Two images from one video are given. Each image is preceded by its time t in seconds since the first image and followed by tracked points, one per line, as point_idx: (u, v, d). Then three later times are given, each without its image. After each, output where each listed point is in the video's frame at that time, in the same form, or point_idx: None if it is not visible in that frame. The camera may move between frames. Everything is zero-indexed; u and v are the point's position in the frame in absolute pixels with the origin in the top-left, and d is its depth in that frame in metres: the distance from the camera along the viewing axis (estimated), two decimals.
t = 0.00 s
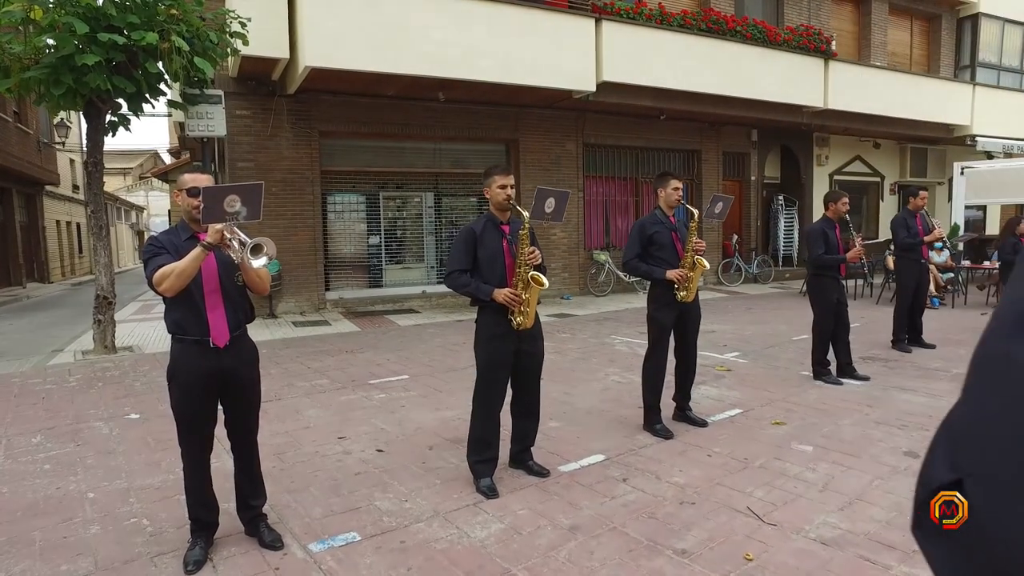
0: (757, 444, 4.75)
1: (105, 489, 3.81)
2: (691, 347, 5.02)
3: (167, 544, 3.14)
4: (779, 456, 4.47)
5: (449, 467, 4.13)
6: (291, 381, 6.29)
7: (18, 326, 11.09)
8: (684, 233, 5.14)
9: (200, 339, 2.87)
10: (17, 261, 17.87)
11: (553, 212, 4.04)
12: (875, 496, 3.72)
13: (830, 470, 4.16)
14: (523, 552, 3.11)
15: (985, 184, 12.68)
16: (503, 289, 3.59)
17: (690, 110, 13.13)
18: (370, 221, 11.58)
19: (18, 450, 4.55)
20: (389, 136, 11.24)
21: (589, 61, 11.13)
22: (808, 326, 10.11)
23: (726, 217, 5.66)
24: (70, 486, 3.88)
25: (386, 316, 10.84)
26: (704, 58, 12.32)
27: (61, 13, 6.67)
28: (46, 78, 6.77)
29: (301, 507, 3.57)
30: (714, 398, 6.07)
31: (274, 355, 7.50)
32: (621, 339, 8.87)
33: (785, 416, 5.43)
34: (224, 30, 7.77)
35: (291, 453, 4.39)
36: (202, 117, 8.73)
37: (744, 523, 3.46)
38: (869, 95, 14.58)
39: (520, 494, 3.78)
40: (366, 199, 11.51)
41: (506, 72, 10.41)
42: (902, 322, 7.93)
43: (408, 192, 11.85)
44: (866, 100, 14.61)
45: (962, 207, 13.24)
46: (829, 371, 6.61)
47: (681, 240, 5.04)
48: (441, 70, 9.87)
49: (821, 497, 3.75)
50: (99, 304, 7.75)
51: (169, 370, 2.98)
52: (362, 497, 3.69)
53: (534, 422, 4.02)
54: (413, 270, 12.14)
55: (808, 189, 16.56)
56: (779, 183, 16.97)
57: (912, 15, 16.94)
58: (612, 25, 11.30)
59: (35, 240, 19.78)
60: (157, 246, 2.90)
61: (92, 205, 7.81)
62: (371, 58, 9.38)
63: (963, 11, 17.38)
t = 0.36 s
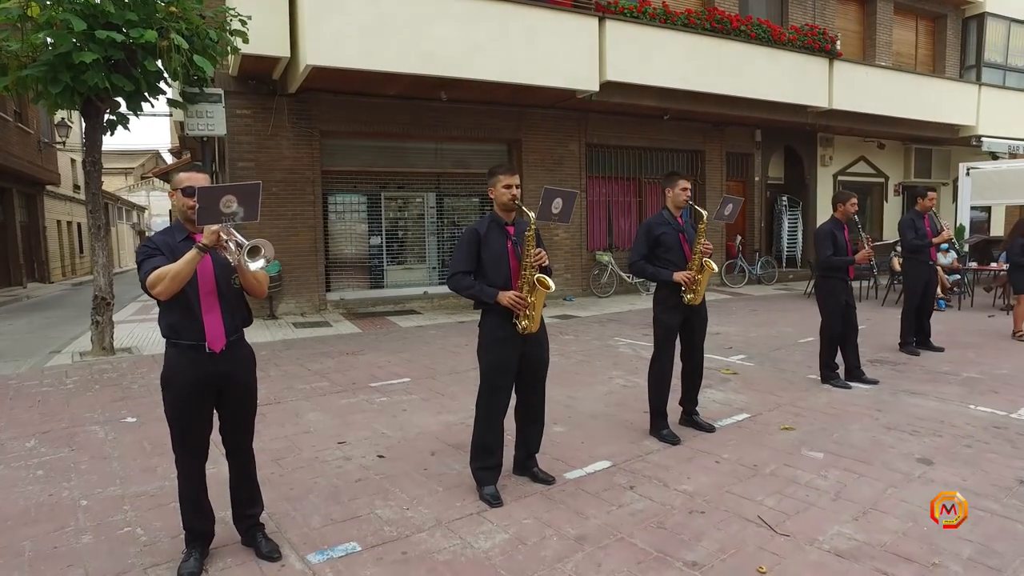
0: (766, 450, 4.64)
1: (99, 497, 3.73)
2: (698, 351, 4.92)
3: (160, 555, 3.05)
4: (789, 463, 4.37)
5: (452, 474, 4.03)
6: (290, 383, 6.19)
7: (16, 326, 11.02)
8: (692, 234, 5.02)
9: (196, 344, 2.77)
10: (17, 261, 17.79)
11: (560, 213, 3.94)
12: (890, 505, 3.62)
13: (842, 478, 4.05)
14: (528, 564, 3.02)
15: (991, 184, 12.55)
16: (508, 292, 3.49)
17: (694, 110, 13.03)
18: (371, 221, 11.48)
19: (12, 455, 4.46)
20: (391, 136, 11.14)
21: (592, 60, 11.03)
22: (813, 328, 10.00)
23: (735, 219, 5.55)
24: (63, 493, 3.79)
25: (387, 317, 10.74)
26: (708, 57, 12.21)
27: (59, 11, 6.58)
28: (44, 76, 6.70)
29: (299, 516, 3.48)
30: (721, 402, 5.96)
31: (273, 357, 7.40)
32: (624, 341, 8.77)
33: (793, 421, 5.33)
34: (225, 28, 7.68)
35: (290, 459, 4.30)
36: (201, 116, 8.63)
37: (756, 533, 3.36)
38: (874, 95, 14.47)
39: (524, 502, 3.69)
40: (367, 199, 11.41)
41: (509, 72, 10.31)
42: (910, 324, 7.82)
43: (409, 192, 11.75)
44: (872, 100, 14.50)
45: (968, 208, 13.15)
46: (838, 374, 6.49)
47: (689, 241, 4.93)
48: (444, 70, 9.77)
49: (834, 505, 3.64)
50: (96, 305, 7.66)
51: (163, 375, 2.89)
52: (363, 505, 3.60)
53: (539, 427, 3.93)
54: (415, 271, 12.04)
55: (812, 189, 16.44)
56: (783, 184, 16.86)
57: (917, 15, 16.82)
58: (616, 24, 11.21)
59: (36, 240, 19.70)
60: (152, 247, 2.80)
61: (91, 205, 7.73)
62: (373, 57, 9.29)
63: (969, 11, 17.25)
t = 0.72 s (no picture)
0: (776, 457, 4.53)
1: (93, 504, 3.64)
2: (707, 355, 4.81)
3: (154, 567, 2.95)
4: (801, 471, 4.26)
5: (455, 482, 3.94)
6: (291, 386, 6.11)
7: (18, 326, 10.98)
8: (701, 236, 4.91)
9: (191, 349, 2.68)
10: (21, 261, 17.78)
11: (566, 215, 3.83)
12: (909, 516, 3.50)
13: (855, 487, 3.94)
14: None
15: (1000, 185, 12.40)
16: (513, 296, 3.39)
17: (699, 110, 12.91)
18: (374, 222, 11.39)
19: (7, 459, 4.38)
20: (393, 136, 11.06)
21: (597, 60, 10.92)
22: (821, 331, 9.88)
23: (744, 222, 5.43)
24: (57, 500, 3.71)
25: (389, 318, 10.65)
26: (714, 57, 12.09)
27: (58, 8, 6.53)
28: (42, 75, 6.63)
29: (298, 525, 3.38)
30: (729, 407, 5.85)
31: (275, 360, 7.32)
32: (630, 344, 8.66)
33: (803, 427, 5.21)
34: (227, 26, 7.60)
35: (290, 465, 4.21)
36: (203, 116, 8.55)
37: (768, 545, 3.25)
38: (881, 95, 14.33)
39: (529, 512, 3.59)
40: (370, 199, 11.33)
41: (511, 71, 10.20)
42: (920, 327, 7.69)
43: (413, 193, 11.67)
44: (879, 100, 14.35)
45: (977, 210, 12.99)
46: (848, 379, 6.37)
47: (697, 243, 4.82)
48: (447, 70, 9.68)
49: (849, 516, 3.54)
50: (96, 307, 7.58)
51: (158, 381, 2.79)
52: (364, 514, 3.50)
53: (545, 435, 3.83)
54: (418, 272, 11.94)
55: (818, 190, 16.31)
56: (789, 185, 16.72)
57: (924, 14, 16.68)
58: (620, 23, 11.10)
59: (39, 240, 19.69)
60: (146, 250, 2.71)
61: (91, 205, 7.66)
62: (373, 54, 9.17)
63: (977, 10, 17.09)
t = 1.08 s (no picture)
0: (799, 463, 4.43)
1: (108, 505, 3.62)
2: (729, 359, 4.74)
3: (168, 571, 2.92)
4: (825, 478, 4.15)
5: (471, 486, 3.88)
6: (306, 387, 6.07)
7: (36, 325, 11.08)
8: (723, 238, 4.82)
9: (206, 351, 2.63)
10: (41, 260, 17.98)
11: (587, 215, 3.76)
12: (940, 528, 3.39)
13: (883, 496, 3.83)
14: None
15: None
16: (531, 298, 3.31)
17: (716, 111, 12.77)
18: (388, 222, 11.37)
19: (23, 459, 4.38)
20: (407, 136, 11.02)
21: (613, 59, 10.81)
22: (841, 333, 9.72)
23: (768, 222, 5.33)
24: (72, 501, 3.69)
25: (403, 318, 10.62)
26: (731, 56, 11.93)
27: (76, 9, 6.56)
28: (60, 75, 6.66)
29: (313, 529, 3.34)
30: (749, 411, 5.74)
31: (289, 360, 7.30)
32: (647, 346, 8.56)
33: (826, 433, 5.10)
34: (242, 26, 7.59)
35: (305, 467, 4.16)
36: (218, 116, 8.54)
37: (794, 556, 3.16)
38: (902, 94, 14.10)
39: (548, 519, 3.52)
40: (384, 199, 11.31)
41: (526, 70, 10.12)
42: (944, 331, 7.52)
43: (427, 193, 11.63)
44: (900, 99, 14.11)
45: (1000, 211, 12.74)
46: (870, 384, 6.24)
47: (719, 245, 4.73)
48: (461, 69, 9.62)
49: (878, 527, 3.43)
50: (113, 306, 7.59)
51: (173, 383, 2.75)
52: (379, 519, 3.45)
53: (563, 439, 3.76)
54: (432, 272, 11.91)
55: (835, 191, 16.10)
56: (806, 185, 16.51)
57: (947, 12, 16.38)
58: (636, 22, 10.99)
59: (58, 239, 19.91)
60: (161, 250, 2.67)
61: (108, 205, 7.69)
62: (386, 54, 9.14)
63: (1001, 6, 16.76)
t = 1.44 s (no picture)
0: (831, 471, 4.30)
1: (128, 507, 3.57)
2: (759, 362, 4.66)
3: None
4: (861, 487, 4.00)
5: (496, 492, 3.79)
6: (325, 388, 6.01)
7: (58, 323, 11.16)
8: (754, 238, 4.71)
9: (229, 352, 2.56)
10: (63, 259, 18.16)
11: (617, 213, 3.65)
12: (986, 543, 3.25)
13: (923, 507, 3.68)
14: None
15: None
16: (559, 299, 3.21)
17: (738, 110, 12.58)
18: (406, 221, 11.32)
19: (44, 458, 4.35)
20: (425, 136, 10.97)
21: (634, 58, 10.68)
22: (867, 337, 9.51)
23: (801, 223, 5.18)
24: (93, 502, 3.65)
25: (421, 318, 10.55)
26: (754, 54, 11.73)
27: (98, 9, 6.58)
28: (83, 74, 6.66)
29: (335, 535, 3.27)
30: (777, 416, 5.58)
31: (308, 360, 7.25)
32: (669, 348, 8.43)
33: (858, 440, 4.94)
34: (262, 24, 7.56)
35: (325, 470, 4.10)
36: (237, 114, 8.51)
37: (833, 569, 3.04)
38: (929, 92, 13.81)
39: (575, 526, 3.43)
40: (402, 199, 11.26)
41: (547, 69, 10.02)
42: (976, 334, 7.31)
43: (445, 193, 11.57)
44: (926, 98, 13.82)
45: None
46: (902, 389, 6.06)
47: (751, 246, 4.65)
48: (480, 68, 9.54)
49: (920, 540, 3.29)
50: (132, 304, 7.58)
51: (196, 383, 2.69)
52: (402, 525, 3.37)
53: (590, 444, 3.66)
54: (450, 272, 11.84)
55: (858, 191, 15.82)
56: (828, 186, 16.24)
57: (975, 8, 16.03)
58: (657, 20, 10.85)
59: (79, 238, 20.12)
60: (183, 248, 2.60)
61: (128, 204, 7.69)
62: (407, 53, 9.09)
63: None
